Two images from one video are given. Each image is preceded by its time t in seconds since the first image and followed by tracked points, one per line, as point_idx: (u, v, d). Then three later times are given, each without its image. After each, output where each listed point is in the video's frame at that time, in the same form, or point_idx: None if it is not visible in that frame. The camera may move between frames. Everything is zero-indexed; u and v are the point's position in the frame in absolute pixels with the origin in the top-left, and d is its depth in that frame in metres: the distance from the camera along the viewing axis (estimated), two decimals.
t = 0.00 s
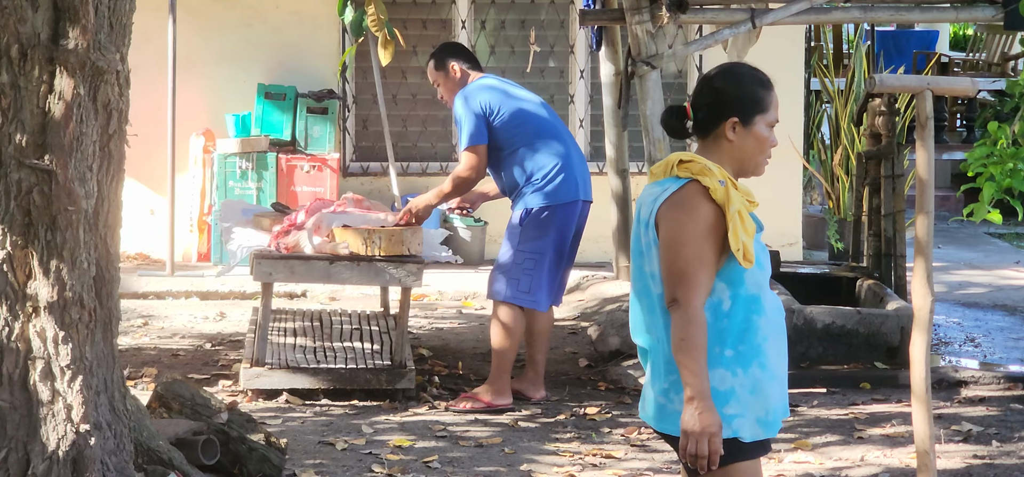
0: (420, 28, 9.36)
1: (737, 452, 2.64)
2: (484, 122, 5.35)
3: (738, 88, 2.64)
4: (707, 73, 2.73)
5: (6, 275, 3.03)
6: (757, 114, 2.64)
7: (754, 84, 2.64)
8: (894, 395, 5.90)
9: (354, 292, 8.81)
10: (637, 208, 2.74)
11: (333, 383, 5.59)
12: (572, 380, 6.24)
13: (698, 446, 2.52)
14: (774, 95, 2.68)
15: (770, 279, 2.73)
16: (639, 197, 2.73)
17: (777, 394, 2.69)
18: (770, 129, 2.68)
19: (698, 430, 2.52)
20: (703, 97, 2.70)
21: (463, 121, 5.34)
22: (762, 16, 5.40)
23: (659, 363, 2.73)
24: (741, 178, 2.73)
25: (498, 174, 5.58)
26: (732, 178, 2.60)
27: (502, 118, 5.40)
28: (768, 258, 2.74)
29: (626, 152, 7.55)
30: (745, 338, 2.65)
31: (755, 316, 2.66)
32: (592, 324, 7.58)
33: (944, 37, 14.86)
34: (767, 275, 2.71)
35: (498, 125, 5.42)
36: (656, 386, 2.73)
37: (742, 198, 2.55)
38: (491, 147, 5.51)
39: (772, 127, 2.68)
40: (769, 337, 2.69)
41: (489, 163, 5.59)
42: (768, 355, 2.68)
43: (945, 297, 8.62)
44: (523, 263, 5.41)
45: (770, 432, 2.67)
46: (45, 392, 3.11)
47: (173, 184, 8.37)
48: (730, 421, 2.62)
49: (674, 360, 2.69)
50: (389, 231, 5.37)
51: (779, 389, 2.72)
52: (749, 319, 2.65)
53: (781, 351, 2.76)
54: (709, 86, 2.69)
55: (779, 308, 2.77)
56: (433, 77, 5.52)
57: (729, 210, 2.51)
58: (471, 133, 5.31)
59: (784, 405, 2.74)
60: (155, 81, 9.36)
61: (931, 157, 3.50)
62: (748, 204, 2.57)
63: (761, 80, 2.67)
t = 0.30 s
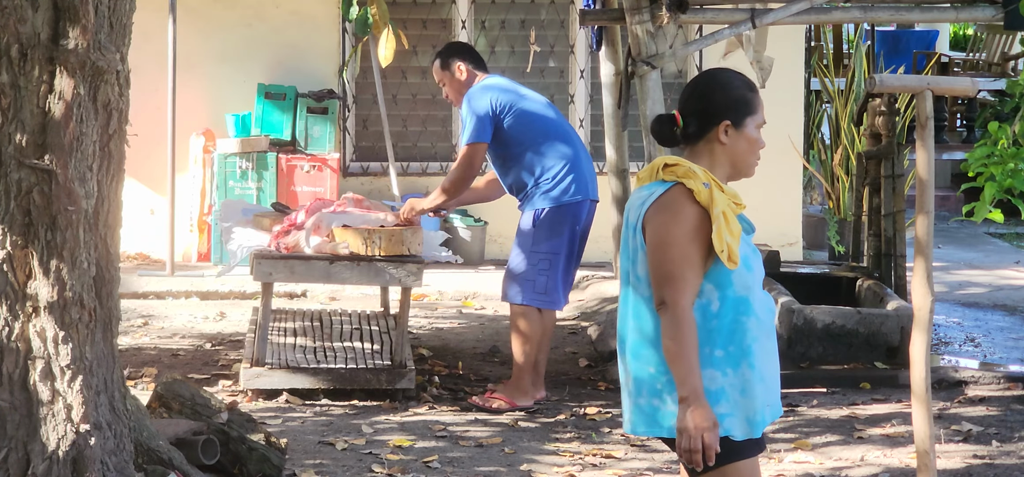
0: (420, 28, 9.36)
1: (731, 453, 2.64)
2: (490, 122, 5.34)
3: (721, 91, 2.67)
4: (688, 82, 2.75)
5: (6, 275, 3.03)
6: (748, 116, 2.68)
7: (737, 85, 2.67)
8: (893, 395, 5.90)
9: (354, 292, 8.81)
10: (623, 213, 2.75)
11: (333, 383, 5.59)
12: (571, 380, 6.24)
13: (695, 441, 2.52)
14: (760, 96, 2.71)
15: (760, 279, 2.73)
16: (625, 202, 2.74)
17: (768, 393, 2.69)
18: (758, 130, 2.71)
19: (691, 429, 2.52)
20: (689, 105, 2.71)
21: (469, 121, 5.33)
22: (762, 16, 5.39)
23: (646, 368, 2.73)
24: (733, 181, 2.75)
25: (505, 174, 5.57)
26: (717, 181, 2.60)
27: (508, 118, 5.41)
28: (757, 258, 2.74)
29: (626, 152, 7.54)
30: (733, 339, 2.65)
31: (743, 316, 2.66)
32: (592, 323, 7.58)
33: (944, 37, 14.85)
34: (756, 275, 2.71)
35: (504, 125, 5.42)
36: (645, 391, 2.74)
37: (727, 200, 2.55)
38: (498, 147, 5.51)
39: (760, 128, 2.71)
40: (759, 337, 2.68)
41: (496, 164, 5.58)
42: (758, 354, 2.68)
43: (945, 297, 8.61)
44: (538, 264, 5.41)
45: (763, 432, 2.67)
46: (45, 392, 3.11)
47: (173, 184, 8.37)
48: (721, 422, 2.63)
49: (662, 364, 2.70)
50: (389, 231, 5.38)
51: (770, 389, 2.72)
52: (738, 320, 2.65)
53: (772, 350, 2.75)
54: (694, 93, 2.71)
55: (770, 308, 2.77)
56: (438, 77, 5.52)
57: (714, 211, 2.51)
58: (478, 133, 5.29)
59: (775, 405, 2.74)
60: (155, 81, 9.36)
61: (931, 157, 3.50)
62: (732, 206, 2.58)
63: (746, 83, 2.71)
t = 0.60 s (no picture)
0: (420, 28, 9.36)
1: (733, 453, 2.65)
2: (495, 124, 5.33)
3: (715, 88, 2.67)
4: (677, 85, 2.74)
5: (6, 275, 3.03)
6: (746, 111, 2.70)
7: (730, 81, 2.69)
8: (893, 395, 5.90)
9: (354, 292, 8.81)
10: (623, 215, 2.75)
11: (333, 383, 5.59)
12: (571, 380, 6.24)
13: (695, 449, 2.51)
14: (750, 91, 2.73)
15: (759, 278, 2.73)
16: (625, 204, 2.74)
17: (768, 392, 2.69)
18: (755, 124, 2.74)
19: (694, 435, 2.52)
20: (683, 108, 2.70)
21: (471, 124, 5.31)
22: (762, 16, 5.39)
23: (647, 371, 2.74)
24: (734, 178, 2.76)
25: (511, 176, 5.57)
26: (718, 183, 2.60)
27: (513, 119, 5.40)
28: (756, 257, 2.73)
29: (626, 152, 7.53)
30: (734, 340, 2.65)
31: (743, 318, 2.66)
32: (592, 323, 7.58)
33: (944, 37, 14.86)
34: (755, 274, 2.70)
35: (510, 126, 5.41)
36: (646, 393, 2.75)
37: (728, 202, 2.55)
38: (503, 149, 5.51)
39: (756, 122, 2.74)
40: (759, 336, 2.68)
41: (502, 165, 5.58)
42: (758, 354, 2.68)
43: (945, 297, 8.61)
44: (548, 264, 5.41)
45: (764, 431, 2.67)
46: (45, 392, 3.11)
47: (173, 184, 8.36)
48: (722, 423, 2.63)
49: (662, 367, 2.70)
50: (389, 231, 5.37)
51: (769, 388, 2.73)
52: (738, 320, 2.64)
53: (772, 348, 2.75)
54: (688, 94, 2.70)
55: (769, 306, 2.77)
56: (438, 79, 5.47)
57: (715, 215, 2.51)
58: (481, 135, 5.27)
59: (775, 403, 2.74)
60: (155, 81, 9.36)
61: (931, 157, 3.50)
62: (732, 208, 2.58)
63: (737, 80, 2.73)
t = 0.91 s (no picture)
0: (420, 28, 9.36)
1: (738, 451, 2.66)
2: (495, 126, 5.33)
3: (719, 87, 2.67)
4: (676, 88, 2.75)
5: (6, 275, 3.04)
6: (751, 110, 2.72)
7: (731, 80, 2.69)
8: (893, 395, 5.91)
9: (354, 292, 8.81)
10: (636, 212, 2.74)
11: (333, 383, 5.59)
12: (571, 380, 6.24)
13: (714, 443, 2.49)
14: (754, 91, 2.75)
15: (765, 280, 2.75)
16: (638, 201, 2.74)
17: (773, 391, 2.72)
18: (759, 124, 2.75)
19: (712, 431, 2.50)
20: (691, 108, 2.70)
21: (471, 124, 5.31)
22: (762, 16, 5.40)
23: (656, 368, 2.73)
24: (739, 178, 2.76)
25: (512, 177, 5.57)
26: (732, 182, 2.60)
27: (513, 121, 5.40)
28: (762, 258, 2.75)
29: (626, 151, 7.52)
30: (744, 339, 2.65)
31: (753, 317, 2.68)
32: (592, 323, 7.58)
33: (945, 37, 14.86)
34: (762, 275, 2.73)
35: (510, 127, 5.42)
36: (653, 391, 2.74)
37: (745, 202, 2.55)
38: (503, 149, 5.50)
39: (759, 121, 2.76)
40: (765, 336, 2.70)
41: (502, 166, 5.58)
42: (765, 354, 2.70)
43: (945, 297, 8.61)
44: (549, 265, 5.41)
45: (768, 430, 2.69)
46: (45, 392, 3.11)
47: (173, 184, 8.36)
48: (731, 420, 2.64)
49: (672, 365, 2.70)
50: (389, 231, 5.37)
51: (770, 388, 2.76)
52: (748, 319, 2.66)
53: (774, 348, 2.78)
54: (689, 96, 2.70)
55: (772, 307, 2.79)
56: (437, 81, 5.47)
57: (735, 214, 2.51)
58: (481, 137, 5.27)
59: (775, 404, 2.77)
60: (155, 81, 9.36)
61: (931, 157, 3.50)
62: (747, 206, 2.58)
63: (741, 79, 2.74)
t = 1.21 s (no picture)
0: (420, 28, 9.36)
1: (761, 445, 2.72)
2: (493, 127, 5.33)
3: (736, 83, 2.68)
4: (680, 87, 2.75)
5: (6, 274, 3.04)
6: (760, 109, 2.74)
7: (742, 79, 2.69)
8: (893, 395, 5.91)
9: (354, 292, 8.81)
10: (662, 208, 2.74)
11: (333, 383, 5.59)
12: (571, 380, 6.24)
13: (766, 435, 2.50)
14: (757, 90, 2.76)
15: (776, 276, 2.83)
16: (665, 197, 2.73)
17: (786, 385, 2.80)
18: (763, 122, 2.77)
19: (763, 423, 2.50)
20: (718, 101, 2.68)
21: (469, 125, 5.31)
22: (762, 16, 5.40)
23: (684, 365, 2.73)
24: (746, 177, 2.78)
25: (512, 178, 5.57)
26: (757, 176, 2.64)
27: (511, 122, 5.40)
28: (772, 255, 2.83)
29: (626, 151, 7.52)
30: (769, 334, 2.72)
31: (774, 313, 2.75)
32: (592, 323, 7.58)
33: (945, 37, 14.87)
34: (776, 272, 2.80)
35: (508, 129, 5.42)
36: (681, 388, 2.73)
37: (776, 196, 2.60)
38: (502, 150, 5.49)
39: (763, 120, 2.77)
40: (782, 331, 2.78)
41: (501, 167, 5.58)
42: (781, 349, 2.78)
43: (945, 297, 8.61)
44: (549, 265, 5.41)
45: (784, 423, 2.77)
46: (45, 391, 3.11)
47: (173, 185, 8.35)
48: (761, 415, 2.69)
49: (702, 361, 2.71)
50: (390, 231, 5.36)
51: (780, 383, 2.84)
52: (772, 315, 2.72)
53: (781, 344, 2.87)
54: (700, 92, 2.69)
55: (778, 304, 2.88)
56: (433, 83, 5.47)
57: (771, 207, 2.55)
58: (479, 138, 5.27)
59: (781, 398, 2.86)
60: (155, 81, 9.36)
61: (931, 156, 3.49)
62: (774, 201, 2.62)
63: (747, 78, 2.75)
